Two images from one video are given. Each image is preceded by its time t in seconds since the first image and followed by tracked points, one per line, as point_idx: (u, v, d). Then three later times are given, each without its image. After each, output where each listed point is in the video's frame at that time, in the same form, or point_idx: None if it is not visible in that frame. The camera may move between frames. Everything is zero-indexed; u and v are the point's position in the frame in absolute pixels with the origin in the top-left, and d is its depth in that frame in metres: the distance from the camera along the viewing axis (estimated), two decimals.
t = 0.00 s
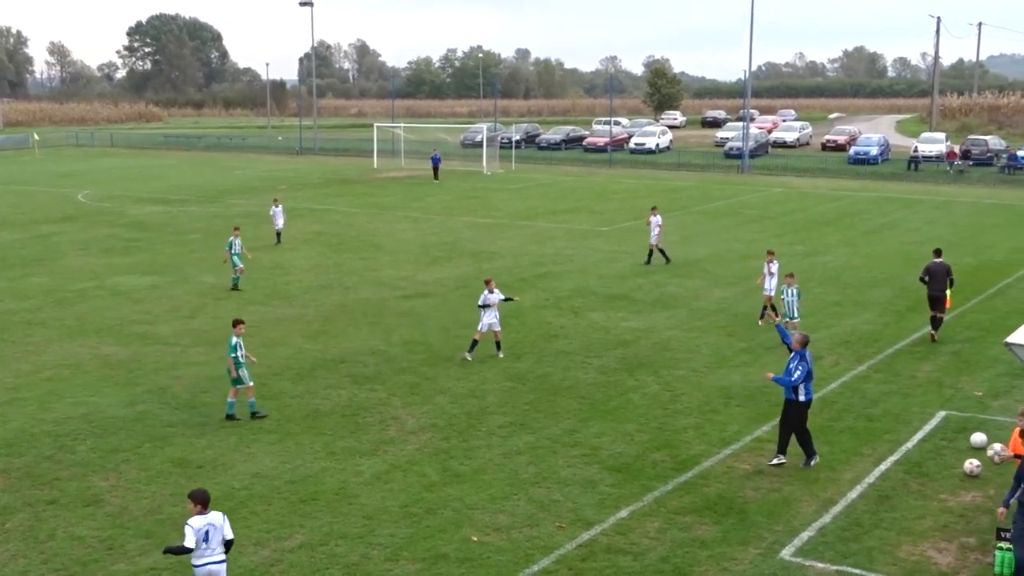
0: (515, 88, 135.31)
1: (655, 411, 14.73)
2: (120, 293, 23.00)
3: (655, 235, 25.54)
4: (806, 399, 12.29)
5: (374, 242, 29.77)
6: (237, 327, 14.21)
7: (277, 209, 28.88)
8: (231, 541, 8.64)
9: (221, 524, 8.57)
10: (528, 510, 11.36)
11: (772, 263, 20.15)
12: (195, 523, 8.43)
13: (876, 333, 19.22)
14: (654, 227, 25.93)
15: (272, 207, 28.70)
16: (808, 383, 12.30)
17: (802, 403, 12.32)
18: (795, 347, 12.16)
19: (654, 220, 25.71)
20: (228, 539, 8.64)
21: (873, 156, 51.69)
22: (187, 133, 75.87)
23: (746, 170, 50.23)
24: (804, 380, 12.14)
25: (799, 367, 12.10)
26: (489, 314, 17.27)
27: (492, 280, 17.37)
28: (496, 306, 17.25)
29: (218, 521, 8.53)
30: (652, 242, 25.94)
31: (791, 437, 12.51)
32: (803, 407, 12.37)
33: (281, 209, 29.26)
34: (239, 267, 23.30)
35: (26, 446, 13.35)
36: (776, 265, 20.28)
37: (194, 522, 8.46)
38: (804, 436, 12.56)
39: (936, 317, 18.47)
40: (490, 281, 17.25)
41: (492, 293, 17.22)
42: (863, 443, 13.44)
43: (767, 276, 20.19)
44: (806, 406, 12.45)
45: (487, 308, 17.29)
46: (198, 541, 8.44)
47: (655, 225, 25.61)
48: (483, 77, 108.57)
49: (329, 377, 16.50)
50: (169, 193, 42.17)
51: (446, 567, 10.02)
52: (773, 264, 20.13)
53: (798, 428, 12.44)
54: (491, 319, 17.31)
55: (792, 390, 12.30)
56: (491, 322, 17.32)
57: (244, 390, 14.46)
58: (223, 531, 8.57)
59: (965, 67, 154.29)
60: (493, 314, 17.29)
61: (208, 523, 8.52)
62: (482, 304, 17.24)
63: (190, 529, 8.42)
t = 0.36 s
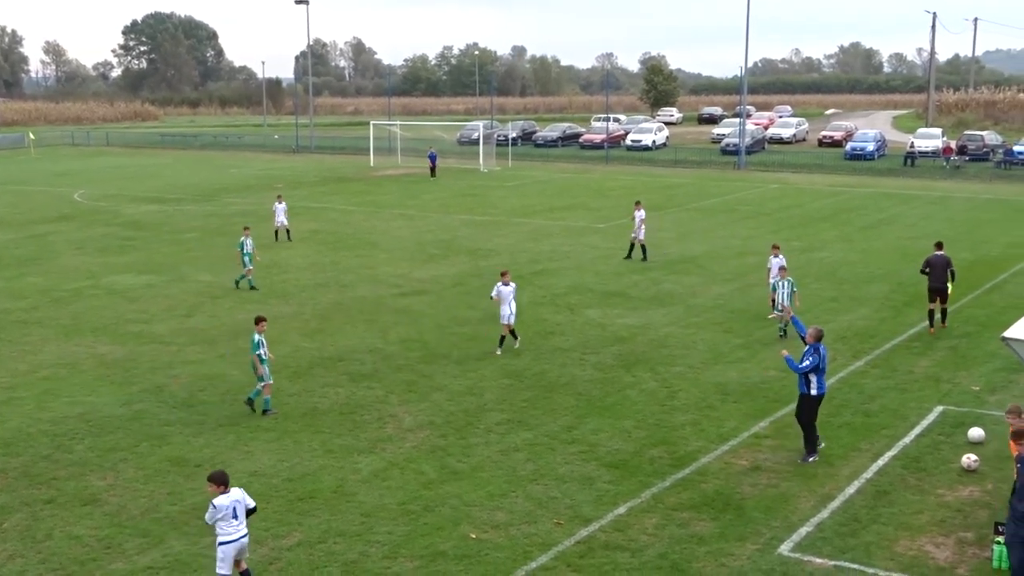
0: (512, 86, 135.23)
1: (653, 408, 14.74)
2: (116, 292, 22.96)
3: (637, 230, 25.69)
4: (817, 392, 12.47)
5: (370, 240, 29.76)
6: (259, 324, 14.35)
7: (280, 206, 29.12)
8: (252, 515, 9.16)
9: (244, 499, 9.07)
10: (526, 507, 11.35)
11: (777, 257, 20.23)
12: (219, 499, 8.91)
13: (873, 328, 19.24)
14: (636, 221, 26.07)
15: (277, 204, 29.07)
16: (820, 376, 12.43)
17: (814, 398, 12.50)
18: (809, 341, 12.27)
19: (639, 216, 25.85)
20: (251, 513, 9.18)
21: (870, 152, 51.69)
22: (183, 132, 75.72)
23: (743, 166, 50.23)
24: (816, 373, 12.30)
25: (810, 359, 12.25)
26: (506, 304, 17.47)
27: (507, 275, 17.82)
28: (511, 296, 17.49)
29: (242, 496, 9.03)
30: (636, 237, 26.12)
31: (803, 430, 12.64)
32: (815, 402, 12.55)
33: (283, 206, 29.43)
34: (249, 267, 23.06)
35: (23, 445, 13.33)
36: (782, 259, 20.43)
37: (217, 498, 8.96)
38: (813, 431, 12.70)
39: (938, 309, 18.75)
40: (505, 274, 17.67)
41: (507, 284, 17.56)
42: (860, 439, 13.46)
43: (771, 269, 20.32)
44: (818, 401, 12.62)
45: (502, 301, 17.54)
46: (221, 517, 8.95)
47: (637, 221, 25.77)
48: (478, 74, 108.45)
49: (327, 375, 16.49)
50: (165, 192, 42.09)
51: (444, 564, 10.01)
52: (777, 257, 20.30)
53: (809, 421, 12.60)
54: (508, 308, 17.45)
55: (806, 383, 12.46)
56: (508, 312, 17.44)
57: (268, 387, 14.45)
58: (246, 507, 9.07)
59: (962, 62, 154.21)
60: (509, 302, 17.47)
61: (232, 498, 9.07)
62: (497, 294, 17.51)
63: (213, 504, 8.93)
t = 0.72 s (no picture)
0: (507, 80, 135.14)
1: (648, 402, 14.76)
2: (111, 287, 22.92)
3: (623, 224, 25.79)
4: (829, 383, 12.56)
5: (366, 235, 29.72)
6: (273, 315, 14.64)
7: (281, 200, 29.42)
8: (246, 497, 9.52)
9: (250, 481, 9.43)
10: (522, 501, 11.37)
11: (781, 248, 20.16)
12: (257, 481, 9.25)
13: (868, 322, 19.28)
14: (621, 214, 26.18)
15: (279, 198, 29.38)
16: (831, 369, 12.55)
17: (824, 390, 12.57)
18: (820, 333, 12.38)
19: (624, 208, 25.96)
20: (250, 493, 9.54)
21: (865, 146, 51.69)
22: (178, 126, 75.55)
23: (738, 160, 50.25)
24: (827, 366, 12.38)
25: (823, 352, 12.39)
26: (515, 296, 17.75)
27: (518, 266, 18.09)
28: (520, 287, 17.74)
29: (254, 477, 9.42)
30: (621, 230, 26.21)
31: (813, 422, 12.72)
32: (826, 394, 12.61)
33: (287, 199, 29.77)
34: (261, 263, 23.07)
35: (18, 441, 13.32)
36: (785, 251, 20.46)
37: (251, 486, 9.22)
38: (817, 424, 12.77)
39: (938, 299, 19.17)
40: (515, 265, 17.93)
41: (516, 276, 17.81)
42: (855, 432, 13.50)
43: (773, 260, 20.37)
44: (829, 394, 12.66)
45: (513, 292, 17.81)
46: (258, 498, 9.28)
47: (620, 213, 25.97)
48: (474, 69, 108.29)
49: (322, 370, 16.49)
50: (160, 187, 41.99)
51: (440, 559, 10.02)
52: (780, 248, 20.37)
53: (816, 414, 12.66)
54: (518, 299, 17.76)
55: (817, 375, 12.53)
56: (518, 304, 17.76)
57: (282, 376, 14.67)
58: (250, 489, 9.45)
59: (957, 56, 154.10)
60: (518, 294, 17.75)
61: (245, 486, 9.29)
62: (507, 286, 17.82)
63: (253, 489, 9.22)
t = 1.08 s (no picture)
0: (501, 74, 134.73)
1: (642, 396, 14.76)
2: (105, 281, 22.85)
3: (613, 218, 25.88)
4: (838, 374, 12.64)
5: (360, 229, 29.66)
6: (276, 305, 14.86)
7: (279, 194, 29.56)
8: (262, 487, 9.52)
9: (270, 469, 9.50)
10: (517, 495, 11.38)
11: (777, 244, 20.18)
12: (297, 461, 9.50)
13: (861, 316, 19.31)
14: (613, 208, 26.27)
15: (278, 190, 29.46)
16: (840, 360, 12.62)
17: (834, 381, 12.66)
18: (828, 326, 12.60)
19: (618, 203, 26.00)
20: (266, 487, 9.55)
21: (859, 140, 51.68)
22: (171, 120, 75.23)
23: (732, 155, 50.25)
24: (835, 358, 12.48)
25: (830, 344, 12.49)
26: (529, 291, 17.87)
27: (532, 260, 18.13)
28: (535, 281, 17.88)
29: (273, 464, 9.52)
30: (614, 223, 26.32)
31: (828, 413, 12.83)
32: (836, 384, 12.71)
33: (286, 193, 29.87)
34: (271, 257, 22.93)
35: (12, 435, 13.29)
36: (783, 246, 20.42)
37: (298, 467, 9.46)
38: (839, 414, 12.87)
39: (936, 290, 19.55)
40: (530, 260, 18.01)
41: (531, 271, 17.94)
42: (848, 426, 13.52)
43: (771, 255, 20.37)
44: (841, 384, 12.76)
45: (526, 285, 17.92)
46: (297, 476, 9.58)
47: (611, 208, 26.08)
48: (468, 63, 108.05)
49: (316, 364, 16.47)
50: (153, 181, 41.82)
51: (434, 553, 10.03)
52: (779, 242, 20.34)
53: (831, 405, 12.78)
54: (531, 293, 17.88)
55: (825, 366, 12.62)
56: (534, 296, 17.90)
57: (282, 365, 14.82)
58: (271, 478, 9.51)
59: (951, 51, 154.02)
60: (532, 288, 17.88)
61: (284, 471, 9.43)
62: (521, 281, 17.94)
63: (301, 469, 9.47)
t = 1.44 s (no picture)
0: (500, 69, 134.46)
1: (639, 392, 14.77)
2: (102, 275, 22.84)
3: (612, 212, 25.93)
4: (851, 371, 12.69)
5: (358, 224, 29.64)
6: (269, 298, 14.86)
7: (283, 186, 29.66)
8: (291, 475, 9.54)
9: (299, 455, 9.59)
10: (513, 490, 11.39)
11: (771, 237, 20.32)
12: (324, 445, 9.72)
13: (858, 312, 19.34)
14: (613, 202, 26.37)
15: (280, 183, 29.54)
16: (852, 356, 12.67)
17: (847, 377, 12.70)
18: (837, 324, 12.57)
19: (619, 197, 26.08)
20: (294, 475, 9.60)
21: (857, 137, 51.68)
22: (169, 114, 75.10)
23: (729, 151, 50.26)
24: (847, 356, 12.50)
25: (841, 343, 12.50)
26: (543, 285, 17.84)
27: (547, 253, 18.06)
28: (546, 276, 17.82)
29: (301, 449, 9.63)
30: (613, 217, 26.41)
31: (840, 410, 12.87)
32: (849, 381, 12.75)
33: (288, 185, 29.96)
34: (282, 253, 22.80)
35: (9, 428, 13.29)
36: (776, 240, 20.54)
37: (329, 452, 9.70)
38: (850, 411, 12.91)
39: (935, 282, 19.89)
40: (545, 253, 17.94)
41: (545, 264, 17.88)
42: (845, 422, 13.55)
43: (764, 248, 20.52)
44: (852, 380, 12.80)
45: (538, 281, 17.89)
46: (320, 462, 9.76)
47: (611, 202, 26.18)
48: (466, 58, 107.87)
49: (314, 359, 16.46)
50: (151, 175, 41.79)
51: (431, 547, 10.04)
52: (772, 236, 20.48)
53: (845, 402, 12.83)
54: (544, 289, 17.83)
55: (839, 364, 12.65)
56: (545, 292, 17.87)
57: (275, 358, 14.87)
58: (300, 463, 9.61)
59: (950, 48, 153.93)
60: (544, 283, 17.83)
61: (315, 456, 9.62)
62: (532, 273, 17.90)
63: (331, 453, 9.72)
